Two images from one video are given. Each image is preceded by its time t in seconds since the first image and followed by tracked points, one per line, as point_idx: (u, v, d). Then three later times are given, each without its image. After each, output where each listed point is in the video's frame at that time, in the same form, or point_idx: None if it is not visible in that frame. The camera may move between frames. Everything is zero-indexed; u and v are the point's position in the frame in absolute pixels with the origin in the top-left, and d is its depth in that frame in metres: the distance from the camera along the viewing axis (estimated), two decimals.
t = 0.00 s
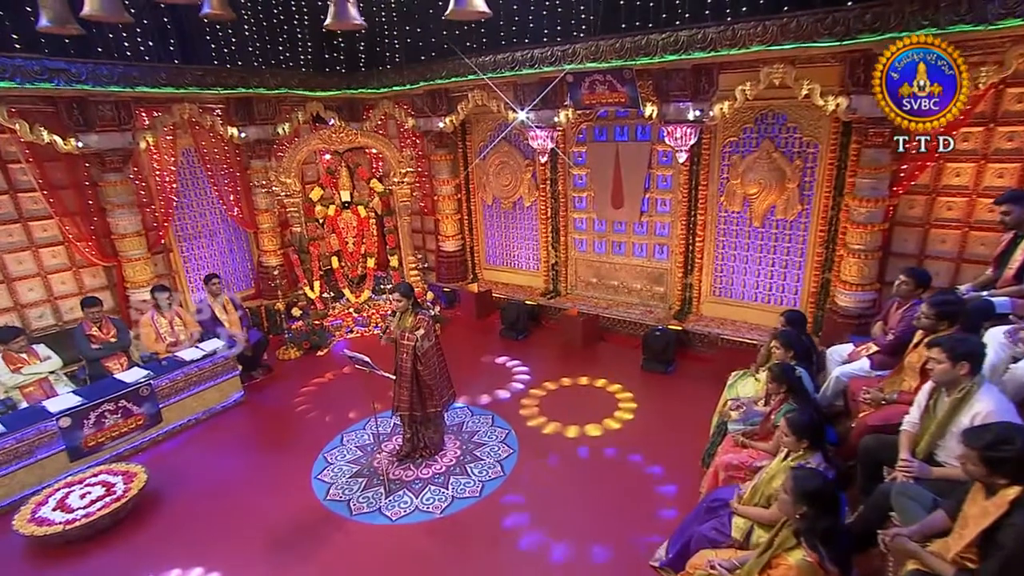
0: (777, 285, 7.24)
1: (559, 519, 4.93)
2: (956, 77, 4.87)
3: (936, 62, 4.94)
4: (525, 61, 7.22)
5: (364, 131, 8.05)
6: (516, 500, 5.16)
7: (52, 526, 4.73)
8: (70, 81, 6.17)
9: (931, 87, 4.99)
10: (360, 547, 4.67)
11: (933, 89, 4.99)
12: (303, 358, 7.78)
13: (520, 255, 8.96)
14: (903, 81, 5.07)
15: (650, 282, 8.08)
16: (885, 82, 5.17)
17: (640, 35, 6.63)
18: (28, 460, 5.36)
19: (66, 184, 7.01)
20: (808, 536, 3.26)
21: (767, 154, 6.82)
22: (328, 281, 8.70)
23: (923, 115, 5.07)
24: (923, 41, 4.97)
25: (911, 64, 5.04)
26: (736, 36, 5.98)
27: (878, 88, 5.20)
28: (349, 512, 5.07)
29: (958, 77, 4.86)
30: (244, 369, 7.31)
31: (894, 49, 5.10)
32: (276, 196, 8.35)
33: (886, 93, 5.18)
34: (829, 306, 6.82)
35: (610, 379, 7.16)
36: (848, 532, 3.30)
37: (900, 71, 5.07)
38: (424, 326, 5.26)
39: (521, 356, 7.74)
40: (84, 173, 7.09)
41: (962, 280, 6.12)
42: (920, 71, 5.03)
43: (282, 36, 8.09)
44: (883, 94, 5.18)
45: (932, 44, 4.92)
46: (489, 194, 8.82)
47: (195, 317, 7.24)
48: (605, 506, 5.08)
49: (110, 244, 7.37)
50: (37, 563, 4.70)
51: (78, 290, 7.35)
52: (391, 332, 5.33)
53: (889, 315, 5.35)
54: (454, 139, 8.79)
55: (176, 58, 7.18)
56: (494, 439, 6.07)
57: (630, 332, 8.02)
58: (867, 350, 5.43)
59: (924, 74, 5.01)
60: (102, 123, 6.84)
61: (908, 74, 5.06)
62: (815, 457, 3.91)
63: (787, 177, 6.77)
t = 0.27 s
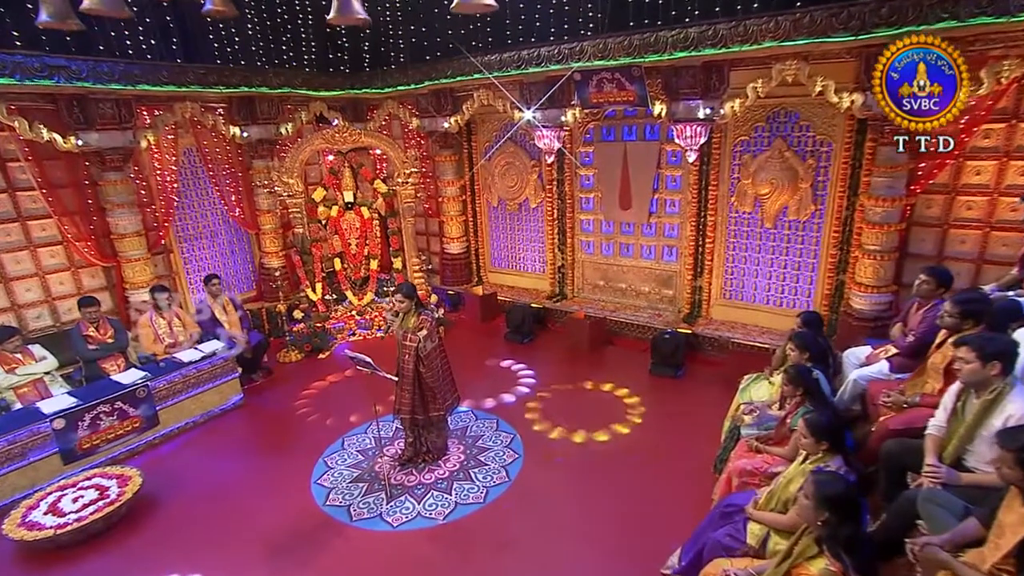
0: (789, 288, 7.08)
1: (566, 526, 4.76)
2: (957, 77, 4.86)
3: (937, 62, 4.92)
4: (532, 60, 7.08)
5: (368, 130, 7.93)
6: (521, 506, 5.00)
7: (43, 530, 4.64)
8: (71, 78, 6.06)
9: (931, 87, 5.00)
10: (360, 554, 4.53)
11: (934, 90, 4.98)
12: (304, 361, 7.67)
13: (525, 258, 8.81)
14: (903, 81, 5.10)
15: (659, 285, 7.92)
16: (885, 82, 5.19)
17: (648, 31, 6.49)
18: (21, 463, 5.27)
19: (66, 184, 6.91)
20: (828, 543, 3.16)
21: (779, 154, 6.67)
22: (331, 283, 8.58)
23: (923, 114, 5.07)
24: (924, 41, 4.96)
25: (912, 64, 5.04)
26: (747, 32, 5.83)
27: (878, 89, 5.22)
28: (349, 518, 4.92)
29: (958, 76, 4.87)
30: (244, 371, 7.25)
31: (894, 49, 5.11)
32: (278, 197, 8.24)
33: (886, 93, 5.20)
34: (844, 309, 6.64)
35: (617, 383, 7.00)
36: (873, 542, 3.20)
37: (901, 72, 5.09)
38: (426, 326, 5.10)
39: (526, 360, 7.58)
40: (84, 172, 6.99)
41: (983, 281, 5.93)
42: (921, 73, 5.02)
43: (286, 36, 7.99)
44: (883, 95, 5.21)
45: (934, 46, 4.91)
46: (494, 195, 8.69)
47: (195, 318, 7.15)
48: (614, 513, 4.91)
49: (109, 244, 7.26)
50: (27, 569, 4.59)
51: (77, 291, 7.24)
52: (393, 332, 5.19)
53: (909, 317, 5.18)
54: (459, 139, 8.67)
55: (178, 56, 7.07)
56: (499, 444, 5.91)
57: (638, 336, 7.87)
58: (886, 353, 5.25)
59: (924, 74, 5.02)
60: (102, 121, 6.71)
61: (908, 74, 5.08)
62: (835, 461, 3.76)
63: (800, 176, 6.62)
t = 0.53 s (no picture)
0: (802, 289, 6.90)
1: (571, 531, 4.65)
2: (957, 76, 4.85)
3: (937, 62, 4.90)
4: (539, 55, 6.93)
5: (371, 128, 7.79)
6: (527, 511, 4.89)
7: (34, 532, 4.53)
8: (70, 73, 5.93)
9: (931, 87, 4.98)
10: (359, 559, 4.43)
11: (934, 90, 4.96)
12: (305, 362, 7.54)
13: (531, 258, 8.65)
14: (903, 81, 5.10)
15: (667, 285, 7.76)
16: (885, 82, 5.21)
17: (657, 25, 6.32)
18: (14, 463, 5.18)
19: (65, 180, 6.79)
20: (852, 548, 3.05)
21: (792, 150, 6.51)
22: (333, 283, 8.45)
23: (923, 114, 5.07)
24: (925, 41, 4.93)
25: (911, 64, 5.02)
26: (761, 24, 5.65)
27: (878, 89, 5.25)
28: (349, 522, 4.83)
29: (958, 76, 4.85)
30: (244, 372, 7.13)
31: (894, 48, 5.10)
32: (280, 195, 8.12)
33: (886, 93, 5.23)
34: (859, 310, 6.46)
35: (625, 386, 6.84)
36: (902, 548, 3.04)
37: (900, 71, 5.09)
38: (432, 325, 4.99)
39: (531, 361, 7.42)
40: (82, 168, 6.87)
41: (1005, 281, 5.75)
42: (920, 72, 5.00)
43: (289, 32, 7.87)
44: (883, 95, 5.24)
45: (933, 45, 4.88)
46: (500, 194, 8.53)
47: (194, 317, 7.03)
48: (620, 517, 4.80)
49: (108, 242, 7.14)
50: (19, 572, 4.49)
51: (75, 289, 7.12)
52: (398, 331, 5.07)
53: (931, 317, 5.01)
54: (464, 137, 8.52)
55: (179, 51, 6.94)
56: (504, 446, 5.80)
57: (646, 338, 7.70)
58: (905, 353, 5.08)
59: (924, 75, 4.99)
60: (102, 117, 6.60)
61: (908, 74, 5.07)
62: (857, 462, 3.61)
63: (814, 173, 6.45)
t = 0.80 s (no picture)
0: (814, 287, 6.75)
1: (577, 532, 4.53)
2: (957, 77, 4.79)
3: (937, 62, 4.85)
4: (545, 48, 6.79)
5: (374, 123, 7.66)
6: (532, 512, 4.76)
7: (25, 532, 4.41)
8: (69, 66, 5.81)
9: (932, 86, 4.94)
10: (360, 560, 4.32)
11: (934, 90, 4.91)
12: (307, 361, 7.41)
13: (536, 256, 8.51)
14: (904, 80, 5.05)
15: (676, 284, 7.61)
16: (885, 82, 5.16)
17: (666, 17, 6.19)
18: (7, 461, 5.08)
19: (63, 175, 6.68)
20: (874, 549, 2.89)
21: (804, 145, 6.36)
22: (335, 281, 8.33)
23: (923, 114, 5.02)
24: (926, 41, 4.88)
25: (912, 64, 4.97)
26: (773, 15, 5.49)
27: (878, 89, 5.20)
28: (350, 522, 4.71)
29: (958, 77, 4.79)
30: (244, 371, 7.01)
31: (895, 48, 5.05)
32: (282, 191, 8.00)
33: (888, 91, 5.18)
34: (873, 308, 6.29)
35: (632, 386, 6.69)
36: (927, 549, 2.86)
37: (902, 71, 5.04)
38: (438, 321, 4.91)
39: (537, 361, 7.28)
40: (81, 163, 6.76)
41: None
42: (921, 72, 4.95)
43: (291, 27, 7.76)
44: (883, 95, 5.20)
45: (934, 46, 4.83)
46: (505, 191, 8.39)
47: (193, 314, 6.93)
48: (628, 519, 4.66)
49: (107, 238, 7.03)
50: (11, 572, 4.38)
51: (73, 286, 7.00)
52: (402, 327, 5.00)
53: (951, 313, 4.85)
54: (468, 133, 8.38)
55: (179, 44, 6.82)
56: (508, 446, 5.67)
57: (654, 337, 7.55)
58: (923, 350, 4.93)
59: (926, 73, 4.95)
60: (101, 111, 6.51)
61: (908, 74, 5.02)
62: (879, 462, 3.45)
63: (827, 168, 6.30)
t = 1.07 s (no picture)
0: (828, 283, 6.57)
1: (586, 533, 4.39)
2: (957, 78, 4.67)
3: (937, 63, 4.71)
4: (552, 39, 6.62)
5: (377, 116, 7.50)
6: (538, 513, 4.61)
7: (18, 529, 4.29)
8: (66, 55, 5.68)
9: (931, 87, 4.79)
10: (361, 560, 4.19)
11: (934, 91, 4.77)
12: (309, 357, 7.27)
13: (543, 252, 8.35)
14: (904, 81, 4.87)
15: (686, 280, 7.44)
16: (885, 82, 4.97)
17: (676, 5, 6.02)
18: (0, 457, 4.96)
19: (61, 167, 6.55)
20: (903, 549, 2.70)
21: (819, 136, 6.18)
22: (337, 277, 8.18)
23: (923, 114, 4.86)
24: (926, 42, 4.72)
25: (912, 65, 4.81)
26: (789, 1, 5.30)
27: (878, 89, 5.00)
28: (351, 521, 4.58)
29: (959, 77, 4.67)
30: (245, 367, 6.88)
31: (894, 48, 4.87)
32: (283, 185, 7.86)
33: (886, 93, 4.99)
34: (889, 305, 6.11)
35: (640, 384, 6.52)
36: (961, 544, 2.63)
37: (901, 72, 4.86)
38: (444, 314, 4.82)
39: (543, 358, 7.12)
40: (80, 155, 6.63)
41: None
42: (920, 73, 4.80)
43: (294, 18, 7.62)
44: (882, 95, 4.99)
45: (934, 46, 4.69)
46: (511, 186, 8.24)
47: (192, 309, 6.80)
48: (638, 519, 4.52)
49: (105, 232, 6.90)
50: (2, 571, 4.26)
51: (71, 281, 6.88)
52: (408, 322, 4.88)
53: (975, 308, 4.67)
54: (474, 127, 8.22)
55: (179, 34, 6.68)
56: (514, 445, 5.53)
57: (663, 335, 7.38)
58: (946, 345, 4.75)
59: (924, 74, 4.81)
60: (100, 101, 6.35)
61: (908, 74, 4.85)
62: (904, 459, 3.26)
63: (842, 160, 6.12)
